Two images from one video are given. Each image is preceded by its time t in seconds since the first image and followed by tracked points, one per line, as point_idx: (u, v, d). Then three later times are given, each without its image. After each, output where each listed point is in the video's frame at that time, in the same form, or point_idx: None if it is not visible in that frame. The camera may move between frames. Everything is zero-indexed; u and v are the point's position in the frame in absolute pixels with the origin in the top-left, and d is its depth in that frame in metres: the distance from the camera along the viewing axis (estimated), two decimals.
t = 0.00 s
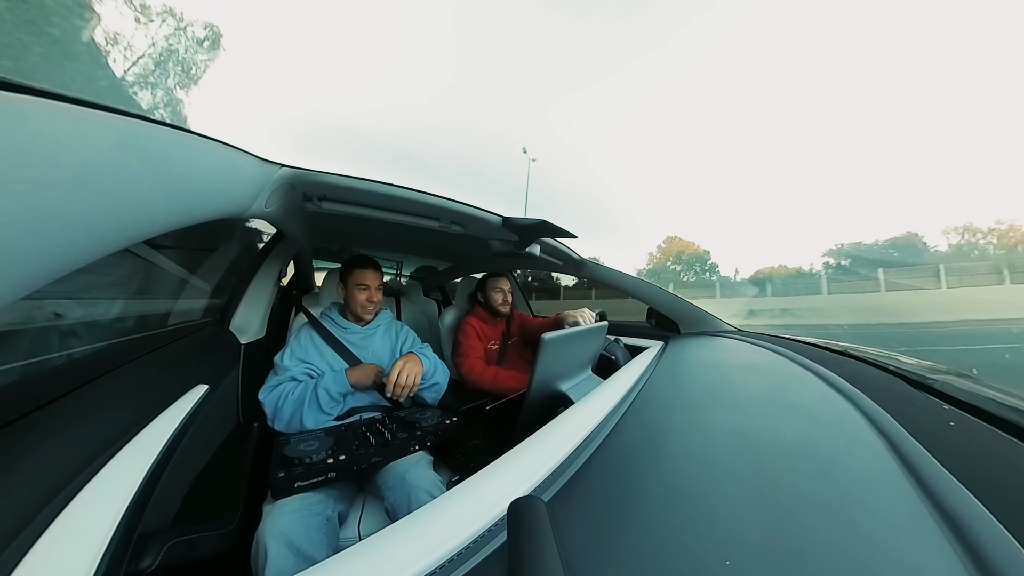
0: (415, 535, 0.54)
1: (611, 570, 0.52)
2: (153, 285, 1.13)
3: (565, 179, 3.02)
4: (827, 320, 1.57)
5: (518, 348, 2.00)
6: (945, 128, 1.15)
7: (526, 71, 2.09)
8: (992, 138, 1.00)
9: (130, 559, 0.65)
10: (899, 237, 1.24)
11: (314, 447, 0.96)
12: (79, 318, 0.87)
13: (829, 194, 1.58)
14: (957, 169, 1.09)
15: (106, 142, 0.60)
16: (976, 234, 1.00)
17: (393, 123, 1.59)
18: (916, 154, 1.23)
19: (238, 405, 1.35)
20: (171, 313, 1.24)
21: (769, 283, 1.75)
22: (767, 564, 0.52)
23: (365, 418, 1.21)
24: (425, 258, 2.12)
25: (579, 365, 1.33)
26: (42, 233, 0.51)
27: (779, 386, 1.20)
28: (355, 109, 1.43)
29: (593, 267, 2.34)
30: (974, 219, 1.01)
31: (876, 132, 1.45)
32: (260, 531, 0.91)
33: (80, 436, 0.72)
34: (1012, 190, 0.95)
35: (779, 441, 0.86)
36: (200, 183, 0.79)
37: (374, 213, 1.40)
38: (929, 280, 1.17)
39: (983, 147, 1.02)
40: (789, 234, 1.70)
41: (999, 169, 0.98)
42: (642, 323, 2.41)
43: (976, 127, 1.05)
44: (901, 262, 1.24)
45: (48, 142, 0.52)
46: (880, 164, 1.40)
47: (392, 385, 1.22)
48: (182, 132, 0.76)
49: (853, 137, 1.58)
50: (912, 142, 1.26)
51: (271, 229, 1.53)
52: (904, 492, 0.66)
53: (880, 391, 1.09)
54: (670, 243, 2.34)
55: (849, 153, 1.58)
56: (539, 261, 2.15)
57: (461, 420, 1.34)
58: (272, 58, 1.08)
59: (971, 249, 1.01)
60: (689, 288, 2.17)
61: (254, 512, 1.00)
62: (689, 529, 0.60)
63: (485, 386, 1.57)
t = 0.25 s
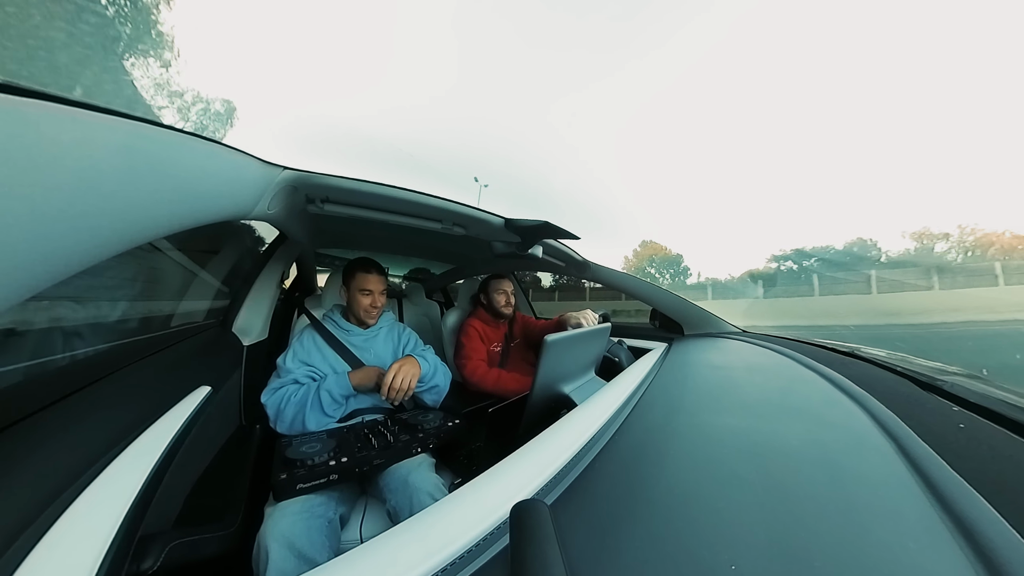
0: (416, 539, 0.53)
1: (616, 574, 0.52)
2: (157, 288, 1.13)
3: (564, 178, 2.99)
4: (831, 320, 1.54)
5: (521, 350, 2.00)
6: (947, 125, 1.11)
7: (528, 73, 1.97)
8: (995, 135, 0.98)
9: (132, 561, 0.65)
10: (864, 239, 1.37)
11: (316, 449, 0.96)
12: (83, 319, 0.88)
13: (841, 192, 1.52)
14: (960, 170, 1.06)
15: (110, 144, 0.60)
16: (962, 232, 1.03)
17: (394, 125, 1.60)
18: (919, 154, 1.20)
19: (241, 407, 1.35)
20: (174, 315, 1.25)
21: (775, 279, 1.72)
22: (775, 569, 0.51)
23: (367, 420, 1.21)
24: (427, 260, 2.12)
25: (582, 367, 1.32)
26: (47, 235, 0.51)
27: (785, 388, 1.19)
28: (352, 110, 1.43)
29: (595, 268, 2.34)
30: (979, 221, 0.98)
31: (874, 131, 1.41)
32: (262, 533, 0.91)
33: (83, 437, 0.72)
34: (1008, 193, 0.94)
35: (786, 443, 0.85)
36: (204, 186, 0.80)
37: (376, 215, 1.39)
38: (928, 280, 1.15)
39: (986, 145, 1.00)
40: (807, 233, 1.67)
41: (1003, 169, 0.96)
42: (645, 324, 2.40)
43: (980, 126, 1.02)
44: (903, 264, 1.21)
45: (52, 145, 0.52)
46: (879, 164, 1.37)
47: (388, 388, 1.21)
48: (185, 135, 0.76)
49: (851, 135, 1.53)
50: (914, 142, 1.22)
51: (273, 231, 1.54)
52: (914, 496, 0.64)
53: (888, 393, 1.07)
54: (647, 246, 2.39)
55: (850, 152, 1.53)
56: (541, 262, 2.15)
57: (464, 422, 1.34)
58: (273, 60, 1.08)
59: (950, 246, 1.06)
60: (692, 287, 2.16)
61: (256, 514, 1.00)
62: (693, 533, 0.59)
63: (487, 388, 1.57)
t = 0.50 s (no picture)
0: (417, 541, 0.53)
1: None
2: (160, 288, 1.14)
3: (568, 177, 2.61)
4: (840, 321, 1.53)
5: (523, 351, 1.99)
6: (949, 120, 1.08)
7: (528, 75, 1.77)
8: (997, 135, 0.95)
9: (133, 561, 0.65)
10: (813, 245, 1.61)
11: (318, 450, 0.96)
12: (88, 319, 0.89)
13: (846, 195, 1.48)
14: (960, 173, 1.05)
15: (112, 147, 0.60)
16: (917, 235, 1.15)
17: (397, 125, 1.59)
18: (917, 157, 1.18)
19: (243, 407, 1.36)
20: (176, 315, 1.26)
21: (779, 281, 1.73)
22: (781, 572, 0.51)
23: (369, 420, 1.21)
24: (429, 261, 2.12)
25: (585, 368, 1.32)
26: (50, 236, 0.51)
27: (790, 389, 1.18)
28: (354, 111, 1.36)
29: (598, 269, 2.32)
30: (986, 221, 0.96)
31: (873, 133, 1.39)
32: (263, 534, 0.91)
33: (85, 437, 0.73)
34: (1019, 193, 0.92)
35: (790, 444, 0.84)
36: (206, 188, 0.80)
37: (379, 215, 1.42)
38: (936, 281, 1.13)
39: (986, 145, 0.98)
40: (812, 234, 1.66)
41: (1004, 171, 0.93)
42: (648, 325, 2.36)
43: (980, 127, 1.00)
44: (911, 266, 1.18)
45: (54, 148, 0.52)
46: (876, 164, 1.36)
47: (388, 385, 1.21)
48: (188, 137, 0.76)
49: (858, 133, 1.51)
50: (912, 145, 1.20)
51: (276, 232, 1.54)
52: (922, 499, 0.63)
53: (896, 395, 1.06)
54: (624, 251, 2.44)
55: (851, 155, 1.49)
56: (543, 262, 2.15)
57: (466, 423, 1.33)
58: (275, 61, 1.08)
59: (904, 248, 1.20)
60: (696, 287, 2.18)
61: (257, 515, 1.00)
62: (696, 536, 0.58)
63: (490, 389, 1.56)
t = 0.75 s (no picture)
0: (419, 543, 0.52)
1: None
2: (165, 288, 1.15)
3: (568, 178, 2.56)
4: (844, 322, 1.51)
5: (526, 352, 1.98)
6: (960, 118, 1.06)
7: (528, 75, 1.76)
8: (982, 131, 0.94)
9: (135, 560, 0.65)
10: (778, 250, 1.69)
11: (320, 450, 0.95)
12: (91, 319, 0.90)
13: (828, 191, 1.46)
14: (943, 170, 1.04)
15: (116, 148, 0.60)
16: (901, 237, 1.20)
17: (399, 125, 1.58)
18: (899, 158, 1.18)
19: (245, 406, 1.37)
20: (179, 316, 1.27)
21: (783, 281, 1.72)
22: None
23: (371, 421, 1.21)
24: (432, 261, 2.12)
25: (588, 369, 1.31)
26: (55, 236, 0.52)
27: (795, 390, 1.16)
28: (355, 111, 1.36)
29: (601, 271, 2.44)
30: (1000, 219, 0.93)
31: (847, 132, 1.38)
32: (265, 534, 0.91)
33: (89, 436, 0.74)
34: None
35: (796, 445, 0.83)
36: (209, 189, 0.80)
37: (383, 216, 1.43)
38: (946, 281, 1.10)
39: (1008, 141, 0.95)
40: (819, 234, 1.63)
41: (1000, 167, 0.91)
42: (653, 326, 2.43)
43: (967, 118, 0.97)
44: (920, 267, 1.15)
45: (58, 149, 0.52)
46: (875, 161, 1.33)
47: (390, 380, 1.21)
48: (191, 138, 0.76)
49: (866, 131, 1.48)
50: (890, 144, 1.19)
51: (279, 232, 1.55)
52: (931, 503, 0.62)
53: (903, 397, 1.04)
54: (601, 255, 2.41)
55: (825, 155, 1.48)
56: (546, 263, 2.14)
57: (469, 423, 1.33)
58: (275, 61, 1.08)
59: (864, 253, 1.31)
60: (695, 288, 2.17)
61: (260, 515, 1.00)
62: (700, 538, 0.57)
63: (493, 390, 1.56)
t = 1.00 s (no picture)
0: (422, 545, 0.51)
1: None
2: (168, 290, 1.16)
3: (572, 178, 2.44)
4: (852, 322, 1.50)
5: (529, 353, 1.98)
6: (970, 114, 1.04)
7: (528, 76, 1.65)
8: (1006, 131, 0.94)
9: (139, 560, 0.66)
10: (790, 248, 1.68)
11: (323, 451, 0.95)
12: (94, 319, 0.90)
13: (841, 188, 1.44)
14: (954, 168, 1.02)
15: (120, 150, 0.60)
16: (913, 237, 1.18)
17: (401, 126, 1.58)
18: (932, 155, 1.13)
19: (249, 407, 1.38)
20: (183, 317, 1.28)
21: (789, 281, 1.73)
22: None
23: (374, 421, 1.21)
24: (434, 262, 2.12)
25: (592, 369, 1.30)
26: (61, 238, 0.52)
27: (801, 390, 1.15)
28: (359, 113, 1.34)
29: (604, 270, 2.45)
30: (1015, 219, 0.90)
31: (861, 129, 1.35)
32: (268, 534, 0.91)
33: (94, 438, 0.74)
34: None
35: (802, 446, 0.82)
36: (212, 191, 0.80)
37: (387, 216, 1.43)
38: (961, 277, 1.07)
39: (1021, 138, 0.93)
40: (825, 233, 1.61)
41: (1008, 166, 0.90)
42: (656, 326, 2.46)
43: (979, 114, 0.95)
44: (935, 265, 1.12)
45: (63, 151, 0.52)
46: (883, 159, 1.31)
47: (394, 380, 1.21)
48: (195, 140, 0.77)
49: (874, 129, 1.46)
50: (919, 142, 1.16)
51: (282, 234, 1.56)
52: (940, 504, 0.61)
53: (911, 397, 1.03)
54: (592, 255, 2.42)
55: (841, 155, 1.45)
56: (549, 263, 2.13)
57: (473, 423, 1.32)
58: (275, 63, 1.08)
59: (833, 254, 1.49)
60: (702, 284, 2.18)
61: (263, 515, 1.00)
62: (704, 539, 0.57)
63: (495, 390, 1.56)
